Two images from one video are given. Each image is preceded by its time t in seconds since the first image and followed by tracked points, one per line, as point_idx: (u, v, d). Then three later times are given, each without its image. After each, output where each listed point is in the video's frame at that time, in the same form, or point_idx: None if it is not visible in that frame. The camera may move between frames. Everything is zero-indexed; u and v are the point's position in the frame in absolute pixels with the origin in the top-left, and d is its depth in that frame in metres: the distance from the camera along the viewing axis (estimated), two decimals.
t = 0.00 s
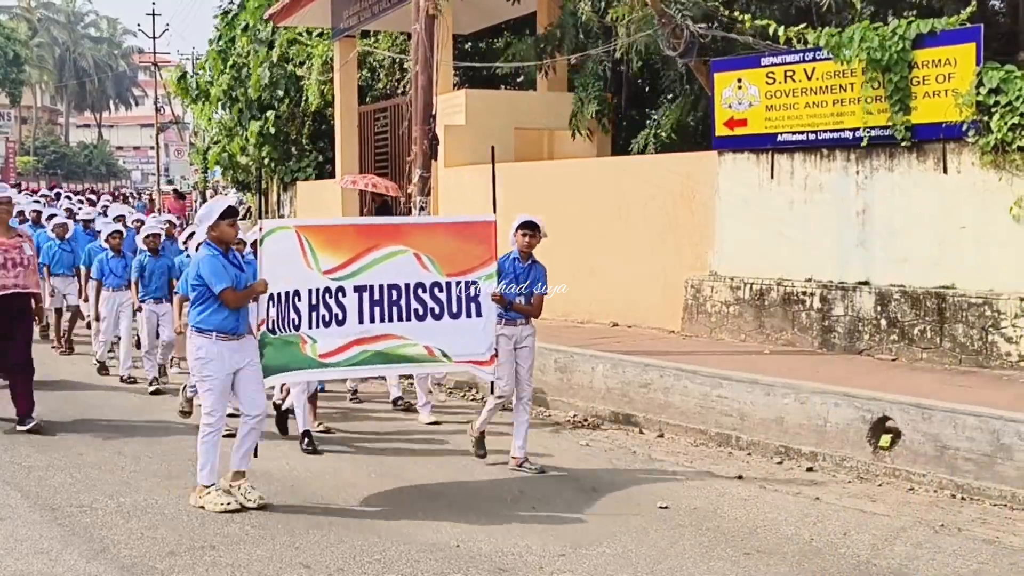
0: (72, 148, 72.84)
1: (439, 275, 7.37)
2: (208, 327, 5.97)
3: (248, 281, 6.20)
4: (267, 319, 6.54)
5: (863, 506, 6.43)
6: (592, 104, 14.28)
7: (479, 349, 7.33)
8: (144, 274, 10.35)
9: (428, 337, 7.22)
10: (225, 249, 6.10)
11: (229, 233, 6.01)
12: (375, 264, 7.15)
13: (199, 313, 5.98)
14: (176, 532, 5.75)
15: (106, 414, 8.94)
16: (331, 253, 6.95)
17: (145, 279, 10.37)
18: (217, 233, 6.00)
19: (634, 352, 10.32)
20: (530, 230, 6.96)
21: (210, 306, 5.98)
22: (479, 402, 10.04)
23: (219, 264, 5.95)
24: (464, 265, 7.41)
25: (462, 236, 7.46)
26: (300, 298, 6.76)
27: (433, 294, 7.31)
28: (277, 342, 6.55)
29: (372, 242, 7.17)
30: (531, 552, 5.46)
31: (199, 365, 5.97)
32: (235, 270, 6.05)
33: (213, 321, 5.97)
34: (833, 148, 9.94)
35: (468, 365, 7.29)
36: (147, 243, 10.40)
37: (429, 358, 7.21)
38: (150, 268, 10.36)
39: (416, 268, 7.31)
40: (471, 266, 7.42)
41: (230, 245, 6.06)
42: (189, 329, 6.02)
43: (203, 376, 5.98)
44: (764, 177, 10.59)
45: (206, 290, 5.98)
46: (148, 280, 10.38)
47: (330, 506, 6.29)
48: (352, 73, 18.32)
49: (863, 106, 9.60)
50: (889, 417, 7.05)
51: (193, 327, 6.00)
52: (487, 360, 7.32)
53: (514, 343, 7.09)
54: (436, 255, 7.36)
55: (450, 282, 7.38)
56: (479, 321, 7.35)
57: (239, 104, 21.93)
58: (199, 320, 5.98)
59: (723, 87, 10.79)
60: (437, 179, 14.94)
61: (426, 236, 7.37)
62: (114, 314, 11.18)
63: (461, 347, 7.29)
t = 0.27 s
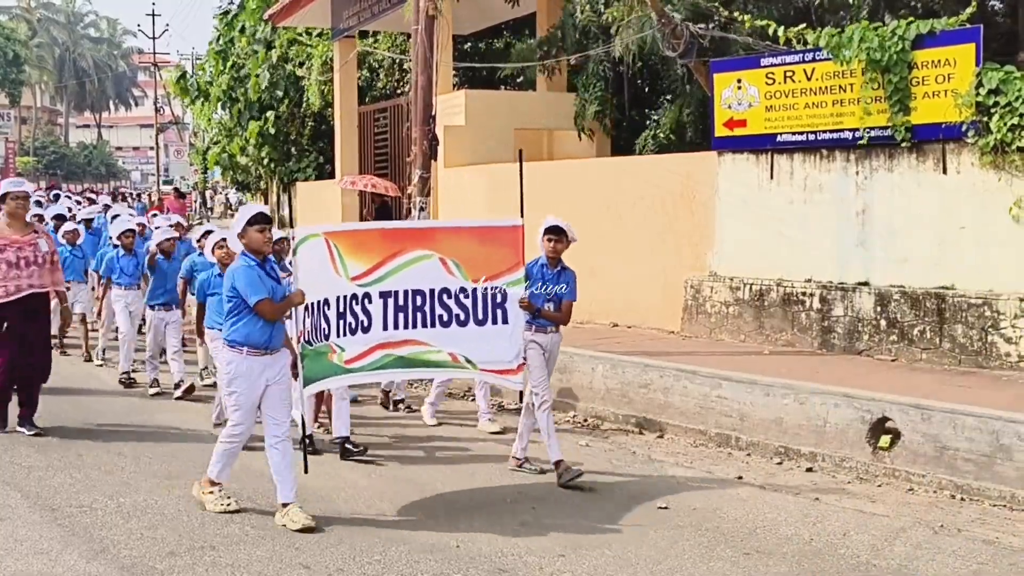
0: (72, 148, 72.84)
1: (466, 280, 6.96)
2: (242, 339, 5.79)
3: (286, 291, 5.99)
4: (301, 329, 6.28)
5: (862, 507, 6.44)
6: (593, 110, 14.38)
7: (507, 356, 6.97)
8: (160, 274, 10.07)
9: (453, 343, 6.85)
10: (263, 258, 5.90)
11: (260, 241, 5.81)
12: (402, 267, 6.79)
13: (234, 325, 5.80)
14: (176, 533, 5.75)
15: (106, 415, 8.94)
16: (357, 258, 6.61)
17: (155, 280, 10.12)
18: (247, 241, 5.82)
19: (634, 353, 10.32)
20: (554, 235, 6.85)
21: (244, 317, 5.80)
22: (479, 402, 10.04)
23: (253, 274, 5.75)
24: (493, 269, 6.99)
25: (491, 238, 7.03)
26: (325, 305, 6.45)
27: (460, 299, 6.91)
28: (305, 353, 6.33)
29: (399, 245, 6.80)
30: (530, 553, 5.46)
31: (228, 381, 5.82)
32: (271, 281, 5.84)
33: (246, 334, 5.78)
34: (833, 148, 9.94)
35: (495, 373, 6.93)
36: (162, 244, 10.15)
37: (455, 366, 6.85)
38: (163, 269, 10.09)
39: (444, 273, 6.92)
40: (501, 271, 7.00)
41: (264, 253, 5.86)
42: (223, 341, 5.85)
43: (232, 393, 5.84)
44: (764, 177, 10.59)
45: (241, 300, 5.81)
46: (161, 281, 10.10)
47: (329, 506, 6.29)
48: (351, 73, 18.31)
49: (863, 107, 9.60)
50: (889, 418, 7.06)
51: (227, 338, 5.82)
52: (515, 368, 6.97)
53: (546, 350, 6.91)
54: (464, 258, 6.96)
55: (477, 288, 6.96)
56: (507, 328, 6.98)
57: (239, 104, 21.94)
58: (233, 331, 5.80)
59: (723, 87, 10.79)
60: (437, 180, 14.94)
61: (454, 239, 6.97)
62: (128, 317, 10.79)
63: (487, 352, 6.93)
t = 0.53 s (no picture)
0: (73, 149, 72.87)
1: (503, 284, 6.43)
2: (275, 342, 5.49)
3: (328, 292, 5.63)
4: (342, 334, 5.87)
5: (862, 508, 6.44)
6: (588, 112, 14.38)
7: (541, 364, 6.47)
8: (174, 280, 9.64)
9: (485, 349, 6.38)
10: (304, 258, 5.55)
11: (300, 241, 5.45)
12: (438, 270, 6.25)
13: (268, 326, 5.52)
14: (176, 533, 5.75)
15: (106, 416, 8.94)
16: (391, 259, 6.08)
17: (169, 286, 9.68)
18: (289, 238, 5.48)
19: (634, 353, 10.32)
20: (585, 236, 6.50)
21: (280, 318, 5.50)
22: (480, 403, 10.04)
23: (289, 276, 5.39)
24: (531, 273, 6.46)
25: (530, 240, 6.48)
26: (359, 308, 5.95)
27: (495, 303, 6.42)
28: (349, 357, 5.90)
29: (432, 244, 6.24)
30: (531, 553, 5.46)
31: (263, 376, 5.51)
32: (310, 281, 5.49)
33: (284, 336, 5.48)
34: (833, 149, 9.95)
35: (525, 386, 6.46)
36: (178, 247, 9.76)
37: (484, 376, 6.40)
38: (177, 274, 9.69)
39: (481, 277, 6.39)
40: (539, 274, 6.46)
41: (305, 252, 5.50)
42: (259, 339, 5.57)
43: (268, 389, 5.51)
44: (764, 178, 10.59)
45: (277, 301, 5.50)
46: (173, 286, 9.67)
47: (329, 507, 6.28)
48: (351, 73, 18.30)
49: (862, 108, 9.60)
50: (889, 418, 7.07)
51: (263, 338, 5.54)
52: (549, 377, 6.48)
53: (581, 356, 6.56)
54: (501, 261, 6.42)
55: (512, 292, 6.44)
56: (543, 334, 6.47)
57: (239, 104, 21.94)
58: (268, 332, 5.52)
59: (723, 87, 10.79)
60: (436, 180, 14.94)
61: (492, 239, 6.41)
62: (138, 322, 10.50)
63: (522, 361, 6.45)
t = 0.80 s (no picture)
0: (73, 150, 72.86)
1: (525, 295, 6.19)
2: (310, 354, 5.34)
3: (362, 301, 5.49)
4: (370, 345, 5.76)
5: (862, 508, 6.44)
6: (584, 108, 14.28)
7: (562, 378, 6.22)
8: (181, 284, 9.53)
9: (505, 362, 6.13)
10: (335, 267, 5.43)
11: (328, 248, 5.33)
12: (461, 280, 6.07)
13: (302, 340, 5.38)
14: (176, 534, 5.75)
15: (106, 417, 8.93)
16: (413, 268, 5.95)
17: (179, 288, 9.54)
18: (316, 247, 5.36)
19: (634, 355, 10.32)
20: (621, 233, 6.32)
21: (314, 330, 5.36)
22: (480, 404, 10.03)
23: (322, 285, 5.26)
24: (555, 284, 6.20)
25: (558, 250, 6.19)
26: (382, 319, 5.81)
27: (517, 314, 6.18)
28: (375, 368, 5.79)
29: (456, 253, 6.07)
30: (531, 553, 5.47)
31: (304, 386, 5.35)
32: (344, 290, 5.36)
33: (319, 346, 5.33)
34: (833, 149, 9.95)
35: (545, 401, 6.19)
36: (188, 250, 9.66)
37: (504, 390, 6.14)
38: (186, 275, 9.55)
39: (503, 287, 6.16)
40: (563, 286, 6.21)
41: (335, 261, 5.37)
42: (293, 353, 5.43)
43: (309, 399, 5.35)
44: (764, 178, 10.59)
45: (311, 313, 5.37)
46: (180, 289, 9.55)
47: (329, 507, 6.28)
48: (352, 74, 18.29)
49: (862, 108, 9.60)
50: (889, 419, 7.07)
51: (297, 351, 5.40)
52: (568, 392, 6.23)
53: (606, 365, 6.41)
54: (525, 272, 6.17)
55: (534, 304, 6.20)
56: (564, 346, 6.23)
57: (239, 105, 21.91)
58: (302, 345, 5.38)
59: (723, 88, 10.79)
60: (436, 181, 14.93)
61: (518, 250, 6.17)
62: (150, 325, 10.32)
63: (543, 374, 6.19)
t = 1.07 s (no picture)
0: (72, 150, 72.86)
1: (563, 308, 5.98)
2: (344, 353, 5.11)
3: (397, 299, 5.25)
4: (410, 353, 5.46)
5: (861, 508, 6.44)
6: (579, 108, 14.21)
7: (602, 394, 5.97)
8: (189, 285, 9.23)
9: (543, 377, 5.87)
10: (373, 264, 5.18)
11: (362, 246, 5.09)
12: (498, 291, 5.81)
13: (336, 337, 5.14)
14: (175, 534, 5.75)
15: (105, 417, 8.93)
16: (451, 278, 5.67)
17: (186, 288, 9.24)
18: (351, 244, 5.13)
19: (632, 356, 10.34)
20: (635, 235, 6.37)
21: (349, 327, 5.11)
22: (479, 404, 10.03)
23: (359, 279, 5.04)
24: (593, 296, 6.01)
25: (595, 262, 6.03)
26: (422, 328, 5.54)
27: (554, 328, 5.94)
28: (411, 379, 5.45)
29: (493, 264, 5.81)
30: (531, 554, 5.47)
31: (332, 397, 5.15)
32: (379, 286, 5.13)
33: (352, 348, 5.09)
34: (832, 149, 9.95)
35: (583, 418, 5.94)
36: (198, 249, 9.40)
37: (540, 407, 5.88)
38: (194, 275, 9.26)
39: (540, 300, 5.92)
40: (601, 298, 6.03)
41: (370, 258, 5.14)
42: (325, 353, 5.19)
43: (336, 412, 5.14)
44: (763, 178, 10.59)
45: (345, 308, 5.13)
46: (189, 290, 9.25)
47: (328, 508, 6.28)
48: (351, 74, 18.29)
49: (861, 109, 9.61)
50: (888, 419, 7.07)
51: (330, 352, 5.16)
52: (607, 408, 5.97)
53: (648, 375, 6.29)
54: (562, 283, 5.95)
55: (573, 317, 5.98)
56: (604, 361, 6.00)
57: (238, 105, 21.88)
58: (335, 343, 5.14)
59: (722, 88, 10.79)
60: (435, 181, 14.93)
61: (555, 260, 5.95)
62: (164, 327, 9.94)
63: (581, 391, 5.95)
